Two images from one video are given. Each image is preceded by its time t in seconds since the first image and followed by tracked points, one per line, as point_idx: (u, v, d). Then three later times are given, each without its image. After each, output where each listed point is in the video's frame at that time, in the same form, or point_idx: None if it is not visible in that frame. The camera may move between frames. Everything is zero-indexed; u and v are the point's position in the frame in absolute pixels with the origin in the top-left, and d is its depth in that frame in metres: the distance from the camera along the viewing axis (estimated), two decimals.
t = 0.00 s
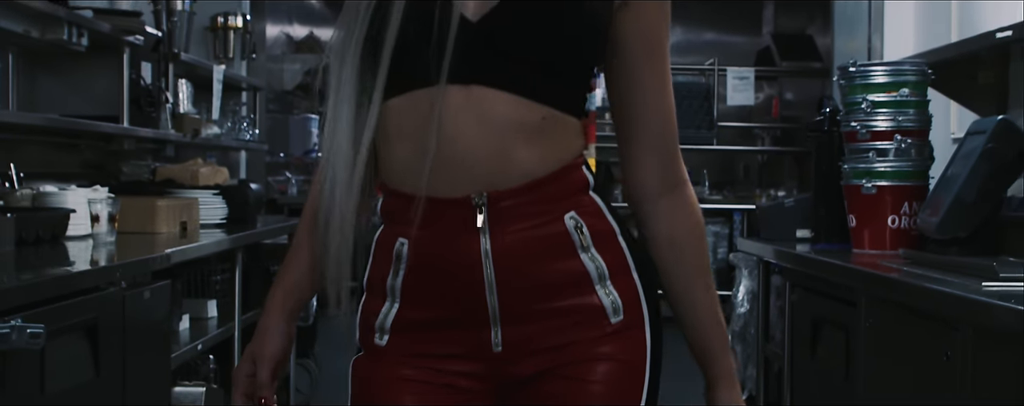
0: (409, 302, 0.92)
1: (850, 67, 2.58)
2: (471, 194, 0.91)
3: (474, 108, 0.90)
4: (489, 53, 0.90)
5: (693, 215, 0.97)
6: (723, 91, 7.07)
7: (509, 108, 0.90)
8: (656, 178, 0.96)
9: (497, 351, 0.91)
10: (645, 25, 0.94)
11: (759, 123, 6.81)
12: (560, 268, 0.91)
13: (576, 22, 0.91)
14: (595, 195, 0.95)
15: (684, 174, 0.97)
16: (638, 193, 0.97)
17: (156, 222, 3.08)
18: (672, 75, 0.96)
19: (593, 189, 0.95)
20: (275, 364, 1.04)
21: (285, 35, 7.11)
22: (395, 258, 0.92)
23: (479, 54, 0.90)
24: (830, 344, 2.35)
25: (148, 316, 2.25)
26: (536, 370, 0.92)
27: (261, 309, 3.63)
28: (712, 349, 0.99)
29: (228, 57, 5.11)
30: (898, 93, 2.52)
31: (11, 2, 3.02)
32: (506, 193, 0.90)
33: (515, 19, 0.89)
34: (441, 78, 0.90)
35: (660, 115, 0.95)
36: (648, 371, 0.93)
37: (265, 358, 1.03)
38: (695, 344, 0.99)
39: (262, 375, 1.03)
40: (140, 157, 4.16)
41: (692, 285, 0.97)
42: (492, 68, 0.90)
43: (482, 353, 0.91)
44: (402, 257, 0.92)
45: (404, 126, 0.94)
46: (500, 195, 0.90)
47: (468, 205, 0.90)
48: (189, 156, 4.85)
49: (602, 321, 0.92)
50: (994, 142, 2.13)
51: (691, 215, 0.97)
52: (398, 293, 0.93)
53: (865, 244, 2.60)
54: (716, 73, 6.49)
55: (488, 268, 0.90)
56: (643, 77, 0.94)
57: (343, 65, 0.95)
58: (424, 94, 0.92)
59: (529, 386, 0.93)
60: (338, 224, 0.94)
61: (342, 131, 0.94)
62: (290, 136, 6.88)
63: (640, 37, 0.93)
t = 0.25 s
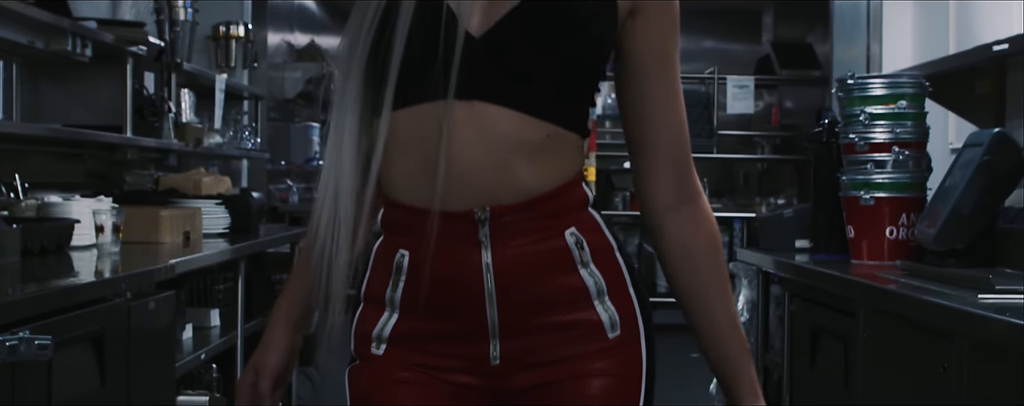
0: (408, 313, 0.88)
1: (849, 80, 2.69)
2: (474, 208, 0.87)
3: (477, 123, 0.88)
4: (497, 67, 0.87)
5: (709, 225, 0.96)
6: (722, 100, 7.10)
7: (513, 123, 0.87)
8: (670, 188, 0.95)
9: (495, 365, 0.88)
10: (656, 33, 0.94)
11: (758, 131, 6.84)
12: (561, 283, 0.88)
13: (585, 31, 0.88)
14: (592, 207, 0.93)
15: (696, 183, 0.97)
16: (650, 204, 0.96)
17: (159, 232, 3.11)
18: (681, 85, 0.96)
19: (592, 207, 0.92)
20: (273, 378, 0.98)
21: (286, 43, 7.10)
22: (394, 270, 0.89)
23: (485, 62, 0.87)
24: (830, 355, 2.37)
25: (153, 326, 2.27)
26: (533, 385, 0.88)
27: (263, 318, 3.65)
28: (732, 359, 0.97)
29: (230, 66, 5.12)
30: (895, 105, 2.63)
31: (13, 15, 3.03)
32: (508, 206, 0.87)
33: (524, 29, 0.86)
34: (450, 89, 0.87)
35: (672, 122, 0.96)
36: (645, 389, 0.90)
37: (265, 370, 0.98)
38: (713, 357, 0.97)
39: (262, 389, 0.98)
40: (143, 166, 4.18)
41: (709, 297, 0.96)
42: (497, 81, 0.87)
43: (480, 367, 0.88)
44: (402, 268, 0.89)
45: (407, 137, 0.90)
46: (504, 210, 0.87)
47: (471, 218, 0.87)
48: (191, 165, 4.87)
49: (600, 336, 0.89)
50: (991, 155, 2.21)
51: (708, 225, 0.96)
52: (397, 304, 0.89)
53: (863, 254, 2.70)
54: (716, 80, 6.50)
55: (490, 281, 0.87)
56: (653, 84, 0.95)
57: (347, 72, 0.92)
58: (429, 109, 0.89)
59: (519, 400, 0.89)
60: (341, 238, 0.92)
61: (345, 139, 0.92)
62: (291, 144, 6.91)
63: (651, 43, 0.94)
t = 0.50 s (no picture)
0: (411, 326, 0.88)
1: (849, 94, 2.73)
2: (480, 225, 0.87)
3: (483, 141, 0.86)
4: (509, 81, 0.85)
5: (722, 234, 0.97)
6: (723, 109, 7.13)
7: (518, 144, 0.86)
8: (682, 200, 0.96)
9: (495, 380, 0.88)
10: (665, 45, 0.93)
11: (759, 141, 6.86)
12: (563, 301, 0.88)
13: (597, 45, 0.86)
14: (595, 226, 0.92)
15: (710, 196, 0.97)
16: (661, 213, 0.97)
17: (165, 242, 3.13)
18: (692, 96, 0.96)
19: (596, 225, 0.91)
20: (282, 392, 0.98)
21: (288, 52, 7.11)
22: (398, 284, 0.89)
23: (497, 77, 0.85)
24: (830, 366, 2.39)
25: (159, 338, 2.29)
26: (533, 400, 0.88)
27: (266, 327, 3.67)
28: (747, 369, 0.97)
29: (233, 76, 5.12)
30: (895, 119, 2.67)
31: (18, 27, 3.04)
32: (514, 225, 0.87)
33: (529, 45, 0.85)
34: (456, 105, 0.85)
35: (683, 132, 0.96)
36: None
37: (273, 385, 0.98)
38: (726, 366, 0.97)
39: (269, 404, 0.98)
40: (147, 176, 4.21)
41: (725, 306, 0.96)
42: (505, 102, 0.86)
43: (480, 381, 0.88)
44: (405, 282, 0.88)
45: (414, 151, 0.89)
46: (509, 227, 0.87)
47: (478, 235, 0.87)
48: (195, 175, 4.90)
49: (600, 354, 0.88)
50: (989, 169, 2.24)
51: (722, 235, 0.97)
52: (399, 316, 0.89)
53: (863, 266, 2.74)
54: (716, 90, 6.48)
55: (494, 297, 0.86)
56: (664, 94, 0.94)
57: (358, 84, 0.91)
58: (434, 125, 0.88)
59: None
60: (352, 250, 0.90)
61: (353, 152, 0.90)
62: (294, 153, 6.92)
63: (660, 56, 0.93)
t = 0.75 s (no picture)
0: (414, 344, 0.86)
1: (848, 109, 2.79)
2: (489, 245, 0.85)
3: (492, 163, 0.84)
4: (519, 100, 0.82)
5: (733, 250, 0.94)
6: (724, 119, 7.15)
7: (527, 164, 0.84)
8: (692, 216, 0.93)
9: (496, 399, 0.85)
10: (676, 61, 0.92)
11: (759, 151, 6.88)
12: (567, 322, 0.85)
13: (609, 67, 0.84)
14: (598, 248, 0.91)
15: (719, 212, 0.95)
16: (672, 230, 0.94)
17: (169, 254, 3.15)
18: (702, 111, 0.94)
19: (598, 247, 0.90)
20: None
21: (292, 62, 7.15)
22: (402, 300, 0.86)
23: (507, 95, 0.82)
24: (829, 379, 2.41)
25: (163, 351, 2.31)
26: None
27: (268, 338, 3.69)
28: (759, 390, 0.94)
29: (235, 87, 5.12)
30: (893, 133, 2.72)
31: (21, 41, 3.05)
32: (521, 246, 0.85)
33: (538, 63, 0.82)
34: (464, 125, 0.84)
35: (695, 147, 0.93)
36: None
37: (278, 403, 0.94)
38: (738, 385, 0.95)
39: None
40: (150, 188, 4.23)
41: (735, 321, 0.93)
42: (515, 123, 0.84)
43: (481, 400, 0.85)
44: (409, 299, 0.86)
45: (424, 170, 0.87)
46: (518, 248, 0.85)
47: (485, 255, 0.85)
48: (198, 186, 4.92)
49: (601, 375, 0.86)
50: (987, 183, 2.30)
51: (732, 251, 0.94)
52: (401, 333, 0.87)
53: (863, 280, 2.79)
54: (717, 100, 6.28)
55: (499, 316, 0.84)
56: (678, 108, 0.93)
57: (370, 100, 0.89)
58: (443, 144, 0.86)
59: None
60: (362, 260, 0.89)
61: (366, 168, 0.90)
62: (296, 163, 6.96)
63: (671, 72, 0.92)
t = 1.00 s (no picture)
0: (419, 366, 0.88)
1: (846, 124, 2.88)
2: (497, 273, 0.87)
3: (502, 187, 0.85)
4: (529, 125, 0.82)
5: (737, 269, 0.96)
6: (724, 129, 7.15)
7: (535, 188, 0.85)
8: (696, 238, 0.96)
9: None
10: (684, 81, 0.93)
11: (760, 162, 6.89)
12: (570, 344, 0.87)
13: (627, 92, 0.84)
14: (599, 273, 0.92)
15: (726, 231, 0.96)
16: (678, 248, 0.97)
17: (173, 267, 3.18)
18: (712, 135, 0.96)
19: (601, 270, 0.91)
20: None
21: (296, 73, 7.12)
22: (408, 322, 0.88)
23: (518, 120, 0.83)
24: (828, 392, 2.43)
25: (168, 365, 2.33)
26: None
27: (270, 349, 3.71)
28: None
29: (237, 99, 5.10)
30: (891, 149, 2.82)
31: (26, 55, 3.07)
32: (529, 271, 0.87)
33: (550, 87, 0.82)
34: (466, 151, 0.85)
35: (703, 165, 0.95)
36: None
37: None
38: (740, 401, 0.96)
39: None
40: (153, 200, 4.24)
41: (737, 341, 0.94)
42: (524, 149, 0.84)
43: None
44: (416, 321, 0.87)
45: (433, 194, 0.88)
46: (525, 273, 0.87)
47: (493, 280, 0.86)
48: (200, 198, 4.92)
49: (601, 394, 0.88)
50: (983, 199, 2.39)
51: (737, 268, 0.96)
52: (406, 355, 0.88)
53: (861, 294, 2.89)
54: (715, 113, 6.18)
55: (505, 340, 0.86)
56: (690, 133, 0.94)
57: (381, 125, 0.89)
58: (450, 167, 0.87)
59: None
60: (370, 271, 0.90)
61: (376, 194, 0.89)
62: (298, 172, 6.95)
63: (680, 92, 0.93)
